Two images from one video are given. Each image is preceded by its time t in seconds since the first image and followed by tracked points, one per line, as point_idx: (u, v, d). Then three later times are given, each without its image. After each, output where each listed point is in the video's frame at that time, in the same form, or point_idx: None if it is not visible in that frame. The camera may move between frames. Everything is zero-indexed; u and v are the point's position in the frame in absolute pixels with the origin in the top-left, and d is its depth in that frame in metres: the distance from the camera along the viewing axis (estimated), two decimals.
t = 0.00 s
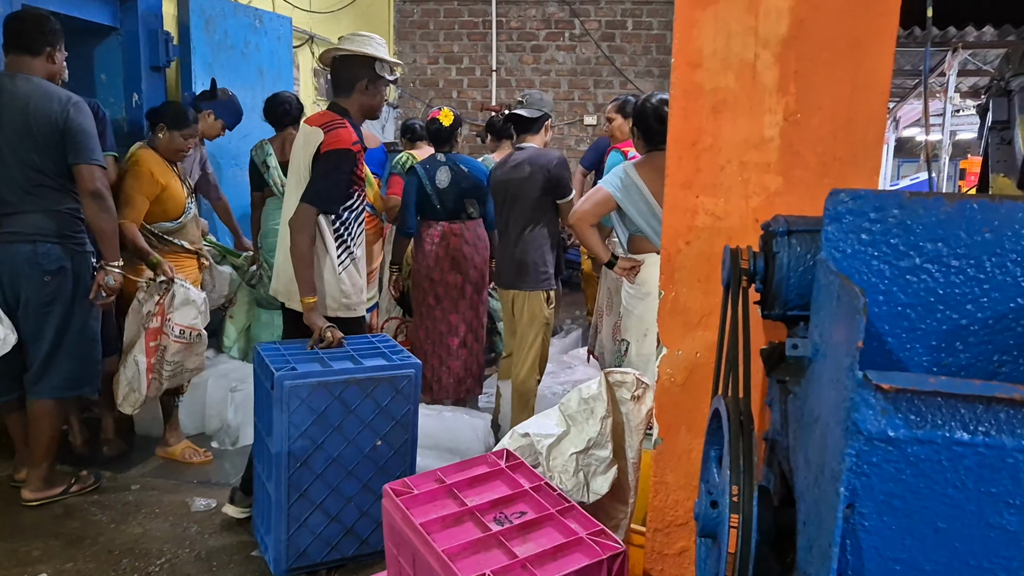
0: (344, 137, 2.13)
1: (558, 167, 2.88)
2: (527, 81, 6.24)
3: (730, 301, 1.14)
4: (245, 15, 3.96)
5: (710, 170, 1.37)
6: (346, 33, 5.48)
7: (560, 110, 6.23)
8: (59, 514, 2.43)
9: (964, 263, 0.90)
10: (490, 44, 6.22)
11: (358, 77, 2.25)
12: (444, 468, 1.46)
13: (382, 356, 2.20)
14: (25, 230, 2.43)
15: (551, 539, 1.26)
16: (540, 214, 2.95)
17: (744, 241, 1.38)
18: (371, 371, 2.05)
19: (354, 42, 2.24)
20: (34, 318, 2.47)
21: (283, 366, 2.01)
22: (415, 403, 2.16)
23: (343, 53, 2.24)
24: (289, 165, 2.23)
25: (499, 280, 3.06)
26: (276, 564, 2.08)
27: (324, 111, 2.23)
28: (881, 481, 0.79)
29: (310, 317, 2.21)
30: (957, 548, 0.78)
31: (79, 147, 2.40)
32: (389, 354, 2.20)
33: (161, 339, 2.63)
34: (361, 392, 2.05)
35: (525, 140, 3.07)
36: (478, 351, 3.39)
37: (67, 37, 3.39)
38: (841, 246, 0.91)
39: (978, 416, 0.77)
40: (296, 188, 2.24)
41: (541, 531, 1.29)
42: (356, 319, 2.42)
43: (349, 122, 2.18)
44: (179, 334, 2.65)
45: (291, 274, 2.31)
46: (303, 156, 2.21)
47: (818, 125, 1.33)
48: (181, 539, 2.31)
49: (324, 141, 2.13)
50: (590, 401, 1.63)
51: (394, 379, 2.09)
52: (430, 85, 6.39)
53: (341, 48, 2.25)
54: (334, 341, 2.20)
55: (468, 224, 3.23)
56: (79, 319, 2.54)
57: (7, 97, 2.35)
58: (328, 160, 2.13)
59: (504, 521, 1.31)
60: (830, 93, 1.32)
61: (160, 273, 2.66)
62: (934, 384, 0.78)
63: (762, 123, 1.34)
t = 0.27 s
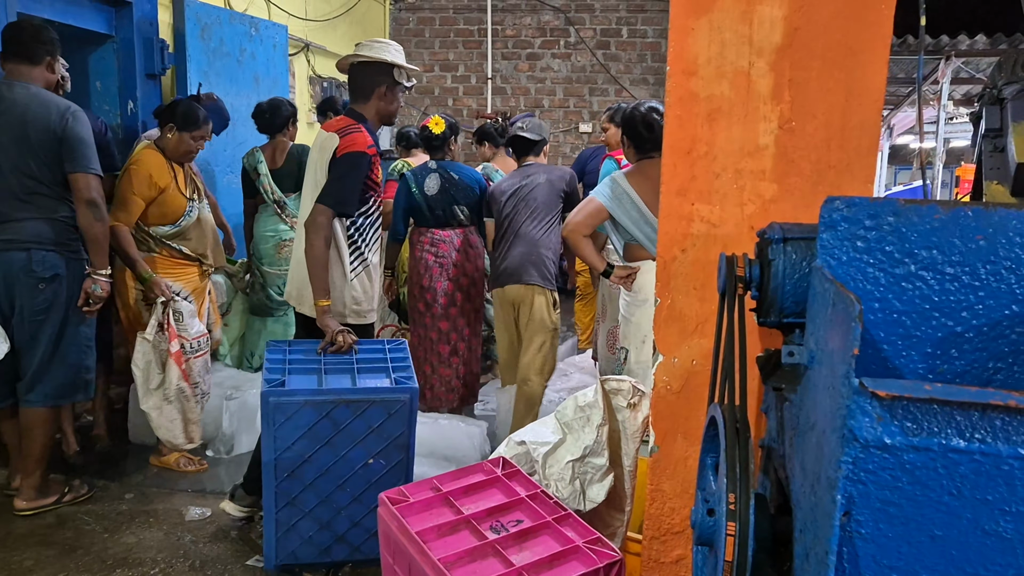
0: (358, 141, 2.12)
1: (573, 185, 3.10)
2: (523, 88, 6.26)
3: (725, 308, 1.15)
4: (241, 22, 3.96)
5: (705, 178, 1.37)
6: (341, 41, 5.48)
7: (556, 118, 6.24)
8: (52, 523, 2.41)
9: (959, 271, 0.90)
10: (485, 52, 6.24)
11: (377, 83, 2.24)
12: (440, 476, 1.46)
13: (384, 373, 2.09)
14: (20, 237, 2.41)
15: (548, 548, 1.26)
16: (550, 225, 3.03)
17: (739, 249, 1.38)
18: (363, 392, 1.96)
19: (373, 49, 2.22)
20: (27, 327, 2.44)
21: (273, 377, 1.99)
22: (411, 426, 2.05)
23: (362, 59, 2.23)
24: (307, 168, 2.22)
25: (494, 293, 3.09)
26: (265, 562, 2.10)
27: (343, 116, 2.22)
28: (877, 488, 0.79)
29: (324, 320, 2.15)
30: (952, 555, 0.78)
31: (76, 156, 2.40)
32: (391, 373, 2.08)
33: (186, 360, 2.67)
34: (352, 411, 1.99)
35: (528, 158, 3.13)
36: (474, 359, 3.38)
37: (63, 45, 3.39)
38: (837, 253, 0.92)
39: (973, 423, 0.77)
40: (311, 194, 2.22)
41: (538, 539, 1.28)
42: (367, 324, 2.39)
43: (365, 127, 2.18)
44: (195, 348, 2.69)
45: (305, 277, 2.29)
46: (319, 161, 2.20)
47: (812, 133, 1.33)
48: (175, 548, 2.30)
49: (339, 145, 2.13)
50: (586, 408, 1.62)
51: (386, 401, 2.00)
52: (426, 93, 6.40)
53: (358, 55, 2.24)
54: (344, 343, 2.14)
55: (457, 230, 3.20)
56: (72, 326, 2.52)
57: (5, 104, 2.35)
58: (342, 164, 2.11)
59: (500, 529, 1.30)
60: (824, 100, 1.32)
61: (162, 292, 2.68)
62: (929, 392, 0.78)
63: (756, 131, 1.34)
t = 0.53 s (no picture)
0: (374, 144, 2.11)
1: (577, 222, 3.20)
2: (524, 95, 6.27)
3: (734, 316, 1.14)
4: (243, 30, 3.97)
5: (711, 184, 1.37)
6: (343, 49, 5.50)
7: (557, 124, 6.24)
8: (54, 533, 2.40)
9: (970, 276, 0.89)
10: (486, 59, 6.25)
11: (395, 89, 2.24)
12: (445, 484, 1.45)
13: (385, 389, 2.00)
14: (21, 243, 2.40)
15: (555, 556, 1.24)
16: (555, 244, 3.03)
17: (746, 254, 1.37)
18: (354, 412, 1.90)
19: (393, 55, 2.22)
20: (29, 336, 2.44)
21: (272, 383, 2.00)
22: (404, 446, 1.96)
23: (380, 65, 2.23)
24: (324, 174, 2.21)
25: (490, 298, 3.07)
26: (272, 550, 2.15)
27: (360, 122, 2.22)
28: (890, 497, 0.78)
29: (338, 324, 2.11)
30: (967, 564, 0.77)
31: (80, 163, 2.40)
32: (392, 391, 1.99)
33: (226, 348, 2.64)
34: (343, 427, 1.94)
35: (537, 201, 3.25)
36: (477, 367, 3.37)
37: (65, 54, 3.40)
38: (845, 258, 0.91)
39: (988, 430, 0.76)
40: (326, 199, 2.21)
41: (544, 548, 1.27)
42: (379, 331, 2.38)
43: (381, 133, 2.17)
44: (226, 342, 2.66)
45: (320, 283, 2.27)
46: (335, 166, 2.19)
47: (818, 138, 1.33)
48: (178, 557, 2.29)
49: (356, 149, 2.11)
50: (592, 416, 1.62)
51: (378, 422, 1.93)
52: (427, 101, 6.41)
53: (376, 61, 2.22)
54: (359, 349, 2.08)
55: (456, 237, 3.09)
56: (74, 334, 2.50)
57: (11, 112, 2.35)
58: (357, 169, 2.10)
59: (506, 538, 1.29)
60: (830, 104, 1.32)
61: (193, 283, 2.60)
62: (943, 399, 0.77)
63: (762, 136, 1.34)
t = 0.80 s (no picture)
0: (400, 149, 2.11)
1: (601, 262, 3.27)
2: (540, 100, 6.26)
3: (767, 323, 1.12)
4: (261, 38, 3.99)
5: (740, 187, 1.35)
6: (360, 56, 5.52)
7: (573, 128, 6.23)
8: (77, 541, 2.40)
9: (1016, 279, 0.86)
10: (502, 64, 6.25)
11: (421, 94, 2.28)
12: (472, 493, 1.44)
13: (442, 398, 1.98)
14: (41, 254, 2.42)
15: (585, 566, 1.23)
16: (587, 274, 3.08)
17: (777, 258, 1.35)
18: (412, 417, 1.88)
19: (418, 59, 2.25)
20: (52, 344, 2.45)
21: (318, 383, 1.98)
22: (453, 459, 1.94)
23: (405, 72, 2.26)
24: (349, 180, 2.22)
25: (511, 304, 3.02)
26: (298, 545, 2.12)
27: (381, 128, 2.23)
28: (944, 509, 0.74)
29: (391, 328, 2.06)
30: None
31: (100, 173, 2.41)
32: (448, 401, 1.97)
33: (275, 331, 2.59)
34: (394, 430, 1.92)
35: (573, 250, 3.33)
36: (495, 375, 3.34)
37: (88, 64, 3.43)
38: (883, 262, 0.89)
39: None
40: (354, 205, 2.22)
41: (574, 558, 1.25)
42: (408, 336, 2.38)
43: (404, 136, 2.18)
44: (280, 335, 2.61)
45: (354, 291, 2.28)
46: (359, 172, 2.20)
47: (851, 140, 1.30)
48: (200, 566, 2.28)
49: (380, 155, 2.12)
50: (619, 424, 1.65)
51: (430, 430, 1.91)
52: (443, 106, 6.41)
53: (401, 66, 2.26)
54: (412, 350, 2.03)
55: (470, 244, 3.02)
56: (98, 342, 2.52)
57: (34, 123, 2.38)
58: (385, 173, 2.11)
59: (536, 548, 1.27)
60: (863, 104, 1.29)
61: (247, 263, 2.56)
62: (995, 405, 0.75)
63: (793, 137, 1.32)
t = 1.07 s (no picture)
0: (450, 152, 2.16)
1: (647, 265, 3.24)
2: (578, 102, 6.22)
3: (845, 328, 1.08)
4: (303, 45, 4.04)
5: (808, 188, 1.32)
6: (399, 61, 5.55)
7: (612, 130, 6.18)
8: (131, 544, 2.42)
9: None
10: (540, 66, 6.24)
11: (465, 96, 2.27)
12: (532, 503, 1.42)
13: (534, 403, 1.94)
14: (94, 263, 2.46)
15: None
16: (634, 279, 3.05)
17: (847, 261, 1.32)
18: (516, 419, 1.81)
19: (463, 62, 2.24)
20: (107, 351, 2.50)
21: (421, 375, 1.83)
22: (546, 465, 1.88)
23: (449, 75, 2.25)
24: (393, 186, 2.27)
25: (557, 307, 2.96)
26: (360, 545, 2.00)
27: (423, 133, 2.26)
28: None
29: (470, 329, 2.07)
30: None
31: (151, 181, 2.45)
32: (541, 406, 1.93)
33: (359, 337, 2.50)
34: (494, 431, 1.83)
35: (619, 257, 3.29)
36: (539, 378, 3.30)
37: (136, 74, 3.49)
38: (972, 265, 0.85)
39: None
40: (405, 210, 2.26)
41: (641, 571, 1.21)
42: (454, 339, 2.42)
43: (451, 139, 2.22)
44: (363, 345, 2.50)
45: (405, 296, 2.32)
46: (407, 177, 2.24)
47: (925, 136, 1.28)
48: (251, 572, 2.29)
49: (431, 159, 2.17)
50: (682, 430, 1.59)
51: (531, 432, 1.83)
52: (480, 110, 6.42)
53: (446, 68, 2.24)
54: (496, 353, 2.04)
55: (512, 248, 2.98)
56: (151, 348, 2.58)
57: (84, 133, 2.41)
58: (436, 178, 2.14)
59: (600, 560, 1.24)
60: (937, 100, 1.28)
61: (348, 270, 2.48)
62: None
63: (864, 136, 1.30)
